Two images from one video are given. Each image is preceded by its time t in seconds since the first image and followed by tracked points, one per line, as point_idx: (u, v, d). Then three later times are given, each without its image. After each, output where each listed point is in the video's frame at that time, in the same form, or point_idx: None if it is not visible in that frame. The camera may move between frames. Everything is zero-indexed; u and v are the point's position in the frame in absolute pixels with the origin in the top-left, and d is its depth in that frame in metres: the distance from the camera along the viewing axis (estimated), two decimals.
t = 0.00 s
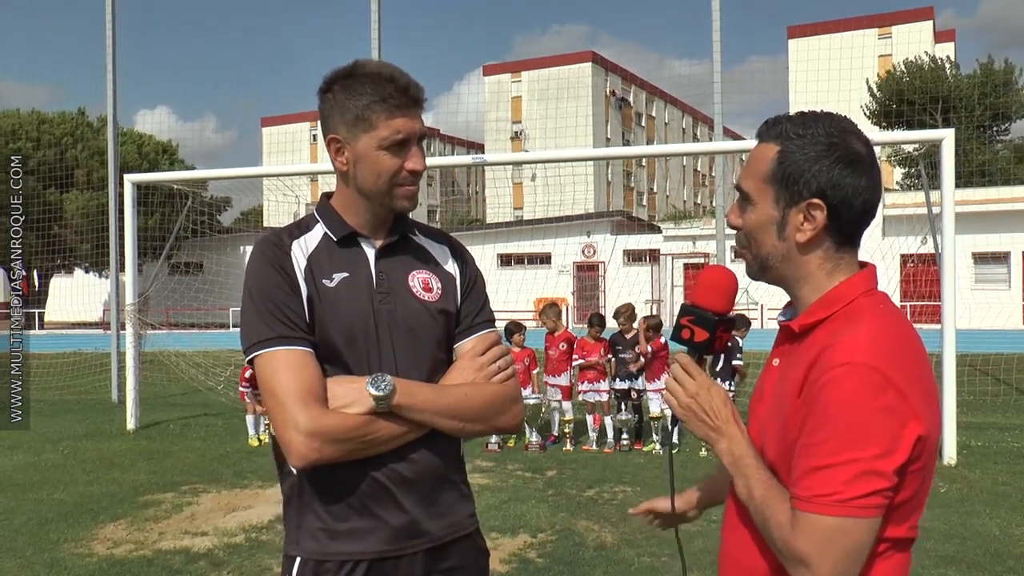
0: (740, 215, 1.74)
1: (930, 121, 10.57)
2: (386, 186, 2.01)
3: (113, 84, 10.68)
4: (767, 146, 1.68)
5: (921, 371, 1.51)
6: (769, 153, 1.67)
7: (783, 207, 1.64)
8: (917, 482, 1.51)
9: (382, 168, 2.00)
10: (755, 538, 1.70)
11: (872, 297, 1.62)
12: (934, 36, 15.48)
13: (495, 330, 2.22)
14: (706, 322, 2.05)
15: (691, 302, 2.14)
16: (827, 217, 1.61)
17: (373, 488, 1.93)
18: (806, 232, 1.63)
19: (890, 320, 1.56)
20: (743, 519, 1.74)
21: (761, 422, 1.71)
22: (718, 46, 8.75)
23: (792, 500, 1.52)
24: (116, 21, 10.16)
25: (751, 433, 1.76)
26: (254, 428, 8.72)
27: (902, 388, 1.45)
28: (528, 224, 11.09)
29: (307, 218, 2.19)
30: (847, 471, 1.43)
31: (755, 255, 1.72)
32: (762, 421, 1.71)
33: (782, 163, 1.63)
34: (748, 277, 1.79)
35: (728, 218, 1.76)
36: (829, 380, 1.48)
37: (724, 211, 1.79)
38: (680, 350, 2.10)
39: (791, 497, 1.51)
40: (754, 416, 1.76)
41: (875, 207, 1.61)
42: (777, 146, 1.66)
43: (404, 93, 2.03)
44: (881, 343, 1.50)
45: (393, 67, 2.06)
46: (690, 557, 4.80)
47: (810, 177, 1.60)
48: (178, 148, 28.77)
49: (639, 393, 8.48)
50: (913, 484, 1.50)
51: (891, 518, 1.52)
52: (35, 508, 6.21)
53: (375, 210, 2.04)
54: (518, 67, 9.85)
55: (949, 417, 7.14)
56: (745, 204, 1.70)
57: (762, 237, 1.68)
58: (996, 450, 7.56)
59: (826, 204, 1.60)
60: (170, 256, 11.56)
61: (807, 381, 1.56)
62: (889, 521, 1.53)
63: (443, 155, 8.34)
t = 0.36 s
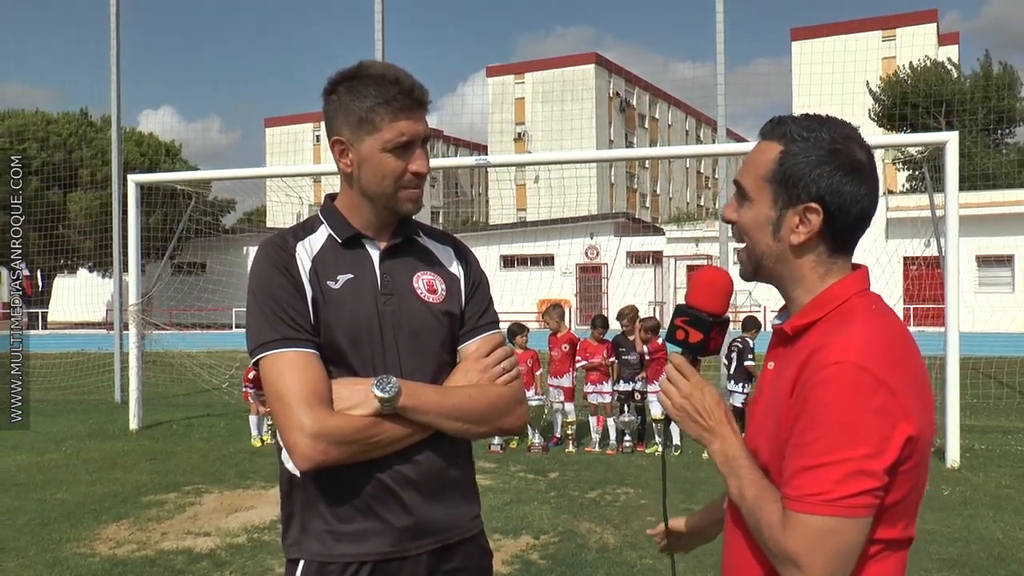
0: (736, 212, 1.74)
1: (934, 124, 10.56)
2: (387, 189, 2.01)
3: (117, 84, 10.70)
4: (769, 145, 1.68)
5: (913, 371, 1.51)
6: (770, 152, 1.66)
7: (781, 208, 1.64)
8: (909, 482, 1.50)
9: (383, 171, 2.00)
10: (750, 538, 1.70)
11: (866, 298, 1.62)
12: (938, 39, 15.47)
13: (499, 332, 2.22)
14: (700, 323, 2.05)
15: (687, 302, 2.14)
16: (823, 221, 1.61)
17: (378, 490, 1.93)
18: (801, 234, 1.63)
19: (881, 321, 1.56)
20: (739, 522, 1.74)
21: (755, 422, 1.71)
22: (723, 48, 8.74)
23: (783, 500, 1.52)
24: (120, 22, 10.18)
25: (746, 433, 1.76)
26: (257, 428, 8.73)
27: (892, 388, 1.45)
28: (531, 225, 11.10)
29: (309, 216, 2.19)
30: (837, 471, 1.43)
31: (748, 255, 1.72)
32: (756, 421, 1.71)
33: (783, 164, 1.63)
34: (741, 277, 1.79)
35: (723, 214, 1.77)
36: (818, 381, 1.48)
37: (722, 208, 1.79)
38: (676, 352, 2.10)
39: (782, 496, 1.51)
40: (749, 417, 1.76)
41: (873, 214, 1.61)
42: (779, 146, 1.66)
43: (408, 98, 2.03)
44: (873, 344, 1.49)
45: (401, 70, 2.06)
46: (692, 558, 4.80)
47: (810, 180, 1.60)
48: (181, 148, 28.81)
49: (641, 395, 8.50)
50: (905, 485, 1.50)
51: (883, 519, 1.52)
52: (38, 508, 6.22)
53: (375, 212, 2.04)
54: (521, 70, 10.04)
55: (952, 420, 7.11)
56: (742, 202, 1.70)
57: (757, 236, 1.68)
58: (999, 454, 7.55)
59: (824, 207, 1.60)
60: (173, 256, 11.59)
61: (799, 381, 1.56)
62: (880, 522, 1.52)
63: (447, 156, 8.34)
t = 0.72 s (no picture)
0: (735, 217, 1.74)
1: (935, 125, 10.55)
2: (390, 188, 2.01)
3: (119, 84, 10.71)
4: (761, 148, 1.68)
5: (913, 374, 1.51)
6: (763, 156, 1.67)
7: (778, 210, 1.64)
8: (906, 485, 1.50)
9: (387, 171, 2.01)
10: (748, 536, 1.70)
11: (869, 297, 1.62)
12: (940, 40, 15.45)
13: (503, 331, 2.22)
14: (700, 319, 2.05)
15: (686, 299, 2.15)
16: (821, 220, 1.62)
17: (382, 488, 1.93)
18: (802, 235, 1.64)
19: (883, 321, 1.56)
20: (736, 519, 1.74)
21: (756, 420, 1.71)
22: (724, 48, 8.74)
23: (779, 497, 1.52)
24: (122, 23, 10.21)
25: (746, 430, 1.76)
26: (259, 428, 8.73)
27: (890, 388, 1.45)
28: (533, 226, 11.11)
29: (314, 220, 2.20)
30: (832, 469, 1.44)
31: (749, 258, 1.73)
32: (756, 419, 1.71)
33: (777, 167, 1.63)
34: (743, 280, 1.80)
35: (723, 221, 1.77)
36: (817, 379, 1.48)
37: (721, 214, 1.79)
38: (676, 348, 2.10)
39: (778, 493, 1.52)
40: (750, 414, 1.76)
41: (870, 210, 1.61)
42: (772, 148, 1.66)
43: (407, 95, 2.03)
44: (873, 343, 1.50)
45: (399, 69, 2.07)
46: (693, 559, 4.80)
47: (804, 180, 1.60)
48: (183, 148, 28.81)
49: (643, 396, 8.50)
50: (902, 487, 1.50)
51: (879, 518, 1.52)
52: (40, 507, 6.23)
53: (379, 212, 2.05)
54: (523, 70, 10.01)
55: (954, 421, 7.15)
56: (739, 209, 1.71)
57: (756, 240, 1.69)
58: (1001, 455, 7.54)
59: (821, 206, 1.61)
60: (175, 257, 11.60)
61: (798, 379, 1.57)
62: (877, 522, 1.53)
63: (448, 156, 8.35)
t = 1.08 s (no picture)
0: (725, 219, 1.75)
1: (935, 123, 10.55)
2: (384, 187, 2.01)
3: (119, 83, 10.71)
4: (749, 150, 1.68)
5: (908, 377, 1.50)
6: (750, 159, 1.67)
7: (766, 212, 1.64)
8: (902, 487, 1.51)
9: (381, 171, 2.01)
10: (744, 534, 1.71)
11: (863, 298, 1.62)
12: (940, 38, 15.47)
13: (503, 328, 2.22)
14: (694, 321, 2.05)
15: (680, 297, 2.14)
16: (811, 221, 1.62)
17: (381, 486, 1.93)
18: (791, 237, 1.64)
19: (879, 324, 1.55)
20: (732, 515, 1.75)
21: (750, 419, 1.71)
22: (724, 46, 8.75)
23: (774, 501, 1.52)
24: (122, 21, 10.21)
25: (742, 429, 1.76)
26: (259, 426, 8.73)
27: (885, 394, 1.45)
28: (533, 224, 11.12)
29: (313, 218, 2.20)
30: (827, 475, 1.44)
31: (741, 259, 1.73)
32: (751, 418, 1.71)
33: (765, 169, 1.63)
34: (737, 279, 1.80)
35: (714, 222, 1.77)
36: (811, 385, 1.48)
37: (713, 214, 1.80)
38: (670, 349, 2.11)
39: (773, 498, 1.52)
40: (745, 413, 1.76)
41: (860, 209, 1.61)
42: (758, 151, 1.66)
43: (398, 94, 2.03)
44: (867, 348, 1.49)
45: (390, 67, 2.06)
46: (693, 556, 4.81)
47: (793, 182, 1.60)
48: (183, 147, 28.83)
49: (643, 393, 8.49)
50: (899, 489, 1.51)
51: (877, 520, 1.53)
52: (40, 505, 6.24)
53: (376, 211, 2.05)
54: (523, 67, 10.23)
55: (954, 418, 7.15)
56: (729, 211, 1.71)
57: (746, 242, 1.69)
58: (1001, 452, 7.55)
59: (810, 207, 1.61)
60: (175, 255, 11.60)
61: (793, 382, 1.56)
62: (873, 524, 1.53)
63: (448, 154, 8.35)
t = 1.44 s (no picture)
0: (727, 214, 1.74)
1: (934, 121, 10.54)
2: (384, 185, 2.01)
3: (117, 81, 10.70)
4: (755, 146, 1.67)
5: (894, 371, 1.52)
6: (756, 154, 1.66)
7: (771, 209, 1.64)
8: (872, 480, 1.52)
9: (381, 168, 2.01)
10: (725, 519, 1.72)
11: (860, 293, 1.63)
12: (939, 37, 15.47)
13: (503, 327, 2.22)
14: (626, 291, 2.06)
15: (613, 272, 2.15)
16: (816, 219, 1.62)
17: (381, 484, 1.94)
18: (796, 233, 1.64)
19: (872, 317, 1.56)
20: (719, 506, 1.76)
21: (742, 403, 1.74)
22: (722, 45, 8.75)
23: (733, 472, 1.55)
24: (120, 19, 10.20)
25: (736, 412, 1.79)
26: (257, 425, 8.73)
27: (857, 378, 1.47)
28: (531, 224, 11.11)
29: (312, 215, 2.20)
30: (787, 449, 1.47)
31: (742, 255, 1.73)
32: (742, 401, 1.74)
33: (772, 166, 1.63)
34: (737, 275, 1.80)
35: (716, 217, 1.76)
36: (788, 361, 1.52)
37: (713, 209, 1.79)
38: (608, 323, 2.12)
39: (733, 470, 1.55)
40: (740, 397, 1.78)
41: (863, 207, 1.63)
42: (765, 147, 1.65)
43: (403, 92, 2.03)
44: (851, 334, 1.51)
45: (394, 66, 2.06)
46: (692, 555, 4.81)
47: (799, 180, 1.60)
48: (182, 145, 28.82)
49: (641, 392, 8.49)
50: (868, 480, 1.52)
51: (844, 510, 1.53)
52: (39, 504, 6.24)
53: (375, 210, 2.05)
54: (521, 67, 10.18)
55: (952, 417, 7.16)
56: (732, 206, 1.70)
57: (749, 239, 1.69)
58: (999, 451, 7.56)
59: (816, 206, 1.61)
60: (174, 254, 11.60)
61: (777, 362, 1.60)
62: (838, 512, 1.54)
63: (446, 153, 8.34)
